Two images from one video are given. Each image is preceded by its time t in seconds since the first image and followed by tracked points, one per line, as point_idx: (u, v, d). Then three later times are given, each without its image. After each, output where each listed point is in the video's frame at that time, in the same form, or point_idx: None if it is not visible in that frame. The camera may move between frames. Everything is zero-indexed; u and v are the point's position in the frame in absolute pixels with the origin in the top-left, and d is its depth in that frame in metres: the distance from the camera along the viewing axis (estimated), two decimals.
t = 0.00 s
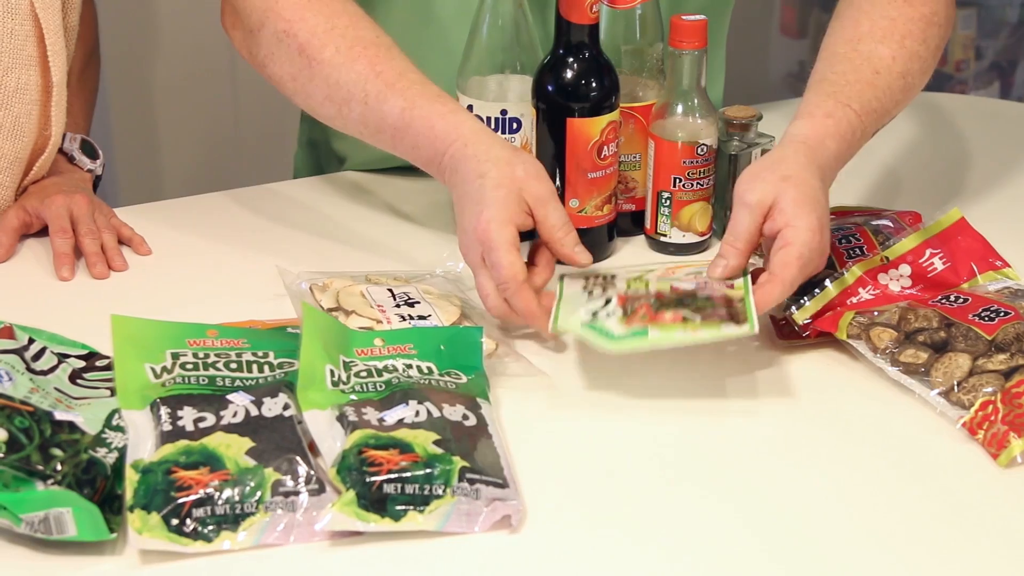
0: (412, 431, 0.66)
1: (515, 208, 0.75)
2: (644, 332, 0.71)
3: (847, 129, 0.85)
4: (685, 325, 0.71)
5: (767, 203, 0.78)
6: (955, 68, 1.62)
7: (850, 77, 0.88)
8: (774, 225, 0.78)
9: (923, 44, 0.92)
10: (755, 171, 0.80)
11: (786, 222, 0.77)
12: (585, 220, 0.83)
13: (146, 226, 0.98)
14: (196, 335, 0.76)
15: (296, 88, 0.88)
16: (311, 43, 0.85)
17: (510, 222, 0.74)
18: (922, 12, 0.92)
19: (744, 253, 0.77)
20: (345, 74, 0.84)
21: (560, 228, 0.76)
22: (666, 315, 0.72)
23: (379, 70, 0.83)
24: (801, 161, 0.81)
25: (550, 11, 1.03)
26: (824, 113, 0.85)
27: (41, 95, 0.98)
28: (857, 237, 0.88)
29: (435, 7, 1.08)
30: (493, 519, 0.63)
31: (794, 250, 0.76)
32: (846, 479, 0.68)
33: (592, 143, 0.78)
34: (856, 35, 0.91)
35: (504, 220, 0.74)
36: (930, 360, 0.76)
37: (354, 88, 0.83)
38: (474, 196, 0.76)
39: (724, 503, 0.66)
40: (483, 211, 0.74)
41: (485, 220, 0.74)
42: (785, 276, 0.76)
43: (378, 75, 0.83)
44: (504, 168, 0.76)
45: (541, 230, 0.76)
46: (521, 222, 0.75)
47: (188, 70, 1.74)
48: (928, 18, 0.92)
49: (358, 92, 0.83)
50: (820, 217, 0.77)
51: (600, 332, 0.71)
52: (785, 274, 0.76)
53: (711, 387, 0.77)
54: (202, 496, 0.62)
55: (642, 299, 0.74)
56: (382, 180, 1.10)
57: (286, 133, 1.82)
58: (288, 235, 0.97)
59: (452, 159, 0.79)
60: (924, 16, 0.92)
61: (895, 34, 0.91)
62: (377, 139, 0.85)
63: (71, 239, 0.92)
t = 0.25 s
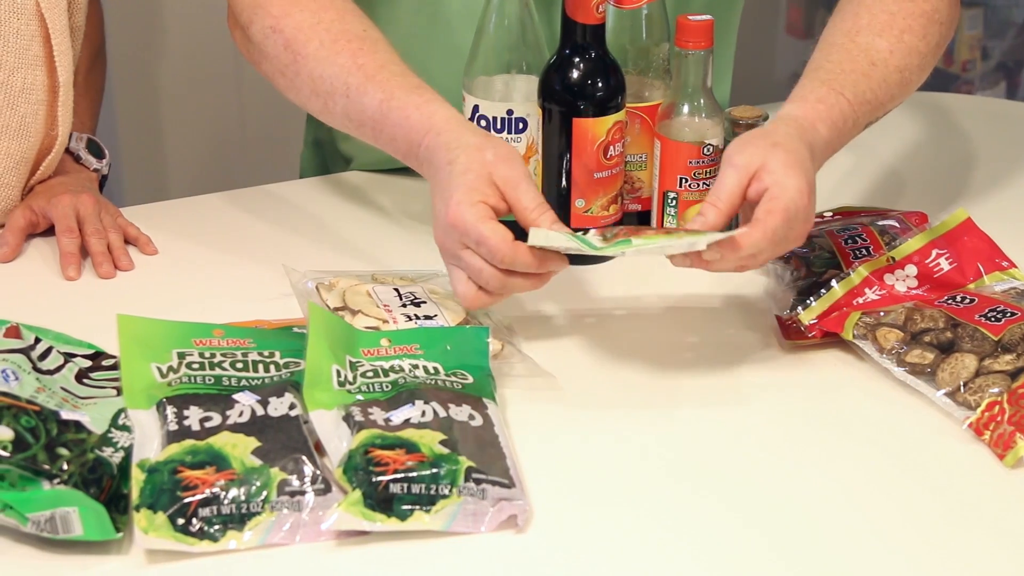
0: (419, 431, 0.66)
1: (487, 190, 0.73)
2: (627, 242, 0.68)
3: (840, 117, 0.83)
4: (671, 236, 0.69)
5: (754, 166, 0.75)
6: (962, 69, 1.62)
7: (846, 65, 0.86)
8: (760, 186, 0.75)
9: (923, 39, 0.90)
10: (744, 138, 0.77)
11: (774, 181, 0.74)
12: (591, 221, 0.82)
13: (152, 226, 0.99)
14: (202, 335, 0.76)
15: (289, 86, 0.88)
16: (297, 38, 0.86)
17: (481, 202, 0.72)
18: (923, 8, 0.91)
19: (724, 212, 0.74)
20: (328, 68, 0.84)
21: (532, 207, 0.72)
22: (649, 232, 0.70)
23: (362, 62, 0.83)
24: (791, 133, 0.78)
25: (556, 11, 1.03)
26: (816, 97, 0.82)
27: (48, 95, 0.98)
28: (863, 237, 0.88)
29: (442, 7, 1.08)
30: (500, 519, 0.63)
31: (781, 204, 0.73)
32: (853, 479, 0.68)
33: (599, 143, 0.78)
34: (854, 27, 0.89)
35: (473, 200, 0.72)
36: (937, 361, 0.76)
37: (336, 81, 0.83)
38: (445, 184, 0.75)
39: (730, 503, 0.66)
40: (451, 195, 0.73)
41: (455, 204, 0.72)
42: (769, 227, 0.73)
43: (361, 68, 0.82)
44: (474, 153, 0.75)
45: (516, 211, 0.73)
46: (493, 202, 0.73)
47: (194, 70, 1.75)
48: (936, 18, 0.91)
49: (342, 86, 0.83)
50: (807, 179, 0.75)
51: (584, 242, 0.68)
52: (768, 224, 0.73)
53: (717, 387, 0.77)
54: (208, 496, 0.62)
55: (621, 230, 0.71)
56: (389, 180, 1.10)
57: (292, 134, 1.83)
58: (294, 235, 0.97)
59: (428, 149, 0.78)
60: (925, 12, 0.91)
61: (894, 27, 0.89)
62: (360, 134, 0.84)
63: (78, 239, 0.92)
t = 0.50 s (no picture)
0: (423, 431, 0.66)
1: (463, 184, 0.72)
2: (603, 241, 0.65)
3: (821, 113, 0.81)
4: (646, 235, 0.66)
5: (730, 156, 0.74)
6: (966, 69, 1.62)
7: (833, 61, 0.85)
8: (737, 176, 0.73)
9: (916, 38, 0.88)
10: (724, 129, 0.76)
11: (750, 171, 0.73)
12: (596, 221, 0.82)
13: (156, 225, 0.99)
14: (207, 334, 0.76)
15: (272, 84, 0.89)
16: (281, 36, 0.86)
17: (459, 196, 0.71)
18: (917, 7, 0.89)
19: (699, 203, 0.73)
20: (311, 65, 0.84)
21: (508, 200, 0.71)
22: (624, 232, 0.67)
23: (343, 59, 0.83)
24: (771, 125, 0.77)
25: (561, 12, 1.03)
26: (799, 92, 0.81)
27: (53, 95, 0.98)
28: (868, 237, 0.88)
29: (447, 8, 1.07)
30: (504, 519, 0.63)
31: (756, 193, 0.72)
32: (857, 480, 0.68)
33: (604, 143, 0.78)
34: (844, 25, 0.88)
35: (450, 195, 0.71)
36: (942, 361, 0.76)
37: (319, 79, 0.83)
38: (422, 180, 0.73)
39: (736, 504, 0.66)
40: (428, 191, 0.72)
41: (432, 200, 0.71)
42: (746, 217, 0.71)
43: (342, 64, 0.82)
44: (448, 146, 0.74)
45: (492, 205, 0.72)
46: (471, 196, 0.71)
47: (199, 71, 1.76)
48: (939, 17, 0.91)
49: (323, 83, 0.83)
50: (785, 169, 0.74)
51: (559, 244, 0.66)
52: (744, 213, 0.71)
53: (722, 387, 0.77)
54: (212, 495, 0.62)
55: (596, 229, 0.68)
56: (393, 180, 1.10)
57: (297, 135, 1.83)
58: (297, 234, 0.97)
59: (406, 145, 0.77)
60: (918, 11, 0.89)
61: (885, 25, 0.88)
62: (343, 131, 0.83)
63: (83, 239, 0.92)
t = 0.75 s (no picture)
0: (430, 431, 0.66)
1: (461, 173, 0.71)
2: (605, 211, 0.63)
3: (819, 113, 0.81)
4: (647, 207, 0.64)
5: (726, 150, 0.73)
6: (974, 69, 1.62)
7: (832, 61, 0.84)
8: (734, 169, 0.73)
9: (915, 39, 0.88)
10: (721, 126, 0.76)
11: (748, 162, 0.72)
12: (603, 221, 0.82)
13: (163, 225, 0.99)
14: (214, 334, 0.76)
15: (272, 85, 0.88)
16: (281, 37, 0.86)
17: (458, 184, 0.70)
18: (917, 7, 0.89)
19: (696, 192, 0.72)
20: (309, 65, 0.84)
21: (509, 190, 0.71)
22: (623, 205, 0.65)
23: (340, 60, 0.82)
24: (768, 122, 0.76)
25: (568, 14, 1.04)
26: (797, 92, 0.81)
27: (60, 94, 0.98)
28: (875, 237, 0.88)
29: (453, 7, 1.07)
30: (511, 519, 0.63)
31: (754, 182, 0.71)
32: (866, 481, 0.68)
33: (612, 143, 0.78)
34: (844, 25, 0.87)
35: (450, 181, 0.70)
36: (949, 362, 0.76)
37: (317, 79, 0.83)
38: (420, 174, 0.73)
39: (744, 504, 0.65)
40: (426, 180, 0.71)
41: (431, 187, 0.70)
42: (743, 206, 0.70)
43: (339, 65, 0.82)
44: (444, 140, 0.73)
45: (491, 196, 0.71)
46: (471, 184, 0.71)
47: (206, 71, 1.76)
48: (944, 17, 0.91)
49: (320, 83, 0.83)
50: (782, 163, 0.73)
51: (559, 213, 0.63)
52: (744, 201, 0.70)
53: (729, 388, 0.77)
54: (219, 495, 0.62)
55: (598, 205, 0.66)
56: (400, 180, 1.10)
57: (303, 135, 1.83)
58: (305, 234, 0.97)
59: (399, 146, 0.76)
60: (918, 12, 0.89)
61: (885, 26, 0.87)
62: (338, 130, 0.83)
63: (90, 238, 0.93)
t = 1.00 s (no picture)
0: (435, 430, 0.66)
1: (454, 174, 0.71)
2: (613, 320, 0.63)
3: (824, 109, 0.81)
4: (656, 312, 0.64)
5: (727, 160, 0.73)
6: (979, 69, 1.62)
7: (838, 58, 0.84)
8: (732, 183, 0.73)
9: (921, 35, 0.88)
10: (722, 128, 0.75)
11: (746, 181, 0.72)
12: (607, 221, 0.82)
13: (168, 224, 0.99)
14: (219, 333, 0.76)
15: (276, 84, 0.88)
16: (283, 36, 0.86)
17: (450, 187, 0.71)
18: (923, 5, 0.88)
19: (694, 202, 0.72)
20: (310, 62, 0.84)
21: (501, 189, 0.71)
22: (632, 297, 0.65)
23: (340, 57, 0.82)
24: (770, 126, 0.76)
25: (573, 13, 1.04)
26: (801, 88, 0.81)
27: (66, 93, 0.98)
28: (880, 237, 0.88)
29: (458, 6, 1.07)
30: (516, 519, 0.63)
31: (750, 210, 0.71)
32: (871, 481, 0.68)
33: (616, 143, 0.78)
34: (851, 21, 0.87)
35: (440, 184, 0.70)
36: (954, 362, 0.75)
37: (317, 76, 0.83)
38: (412, 171, 0.73)
39: (750, 504, 0.65)
40: (418, 181, 0.71)
41: (421, 189, 0.71)
42: (739, 240, 0.71)
43: (337, 62, 0.82)
44: (437, 138, 0.73)
45: (483, 196, 0.72)
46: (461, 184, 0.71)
47: (210, 70, 1.76)
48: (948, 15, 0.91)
49: (319, 80, 0.83)
50: (780, 180, 0.73)
51: (570, 322, 0.63)
52: (739, 239, 0.71)
53: (734, 388, 0.77)
54: (224, 495, 0.62)
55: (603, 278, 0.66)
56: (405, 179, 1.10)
57: (307, 134, 1.83)
58: (310, 233, 0.97)
59: (395, 143, 0.76)
60: (925, 9, 0.88)
61: (891, 23, 0.87)
62: (339, 128, 0.83)
63: (95, 237, 0.93)
